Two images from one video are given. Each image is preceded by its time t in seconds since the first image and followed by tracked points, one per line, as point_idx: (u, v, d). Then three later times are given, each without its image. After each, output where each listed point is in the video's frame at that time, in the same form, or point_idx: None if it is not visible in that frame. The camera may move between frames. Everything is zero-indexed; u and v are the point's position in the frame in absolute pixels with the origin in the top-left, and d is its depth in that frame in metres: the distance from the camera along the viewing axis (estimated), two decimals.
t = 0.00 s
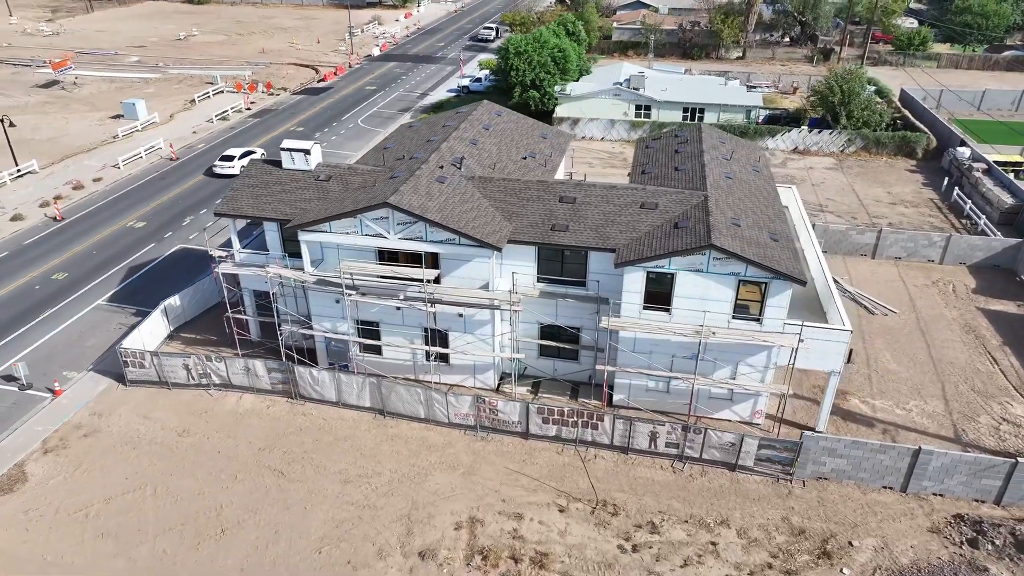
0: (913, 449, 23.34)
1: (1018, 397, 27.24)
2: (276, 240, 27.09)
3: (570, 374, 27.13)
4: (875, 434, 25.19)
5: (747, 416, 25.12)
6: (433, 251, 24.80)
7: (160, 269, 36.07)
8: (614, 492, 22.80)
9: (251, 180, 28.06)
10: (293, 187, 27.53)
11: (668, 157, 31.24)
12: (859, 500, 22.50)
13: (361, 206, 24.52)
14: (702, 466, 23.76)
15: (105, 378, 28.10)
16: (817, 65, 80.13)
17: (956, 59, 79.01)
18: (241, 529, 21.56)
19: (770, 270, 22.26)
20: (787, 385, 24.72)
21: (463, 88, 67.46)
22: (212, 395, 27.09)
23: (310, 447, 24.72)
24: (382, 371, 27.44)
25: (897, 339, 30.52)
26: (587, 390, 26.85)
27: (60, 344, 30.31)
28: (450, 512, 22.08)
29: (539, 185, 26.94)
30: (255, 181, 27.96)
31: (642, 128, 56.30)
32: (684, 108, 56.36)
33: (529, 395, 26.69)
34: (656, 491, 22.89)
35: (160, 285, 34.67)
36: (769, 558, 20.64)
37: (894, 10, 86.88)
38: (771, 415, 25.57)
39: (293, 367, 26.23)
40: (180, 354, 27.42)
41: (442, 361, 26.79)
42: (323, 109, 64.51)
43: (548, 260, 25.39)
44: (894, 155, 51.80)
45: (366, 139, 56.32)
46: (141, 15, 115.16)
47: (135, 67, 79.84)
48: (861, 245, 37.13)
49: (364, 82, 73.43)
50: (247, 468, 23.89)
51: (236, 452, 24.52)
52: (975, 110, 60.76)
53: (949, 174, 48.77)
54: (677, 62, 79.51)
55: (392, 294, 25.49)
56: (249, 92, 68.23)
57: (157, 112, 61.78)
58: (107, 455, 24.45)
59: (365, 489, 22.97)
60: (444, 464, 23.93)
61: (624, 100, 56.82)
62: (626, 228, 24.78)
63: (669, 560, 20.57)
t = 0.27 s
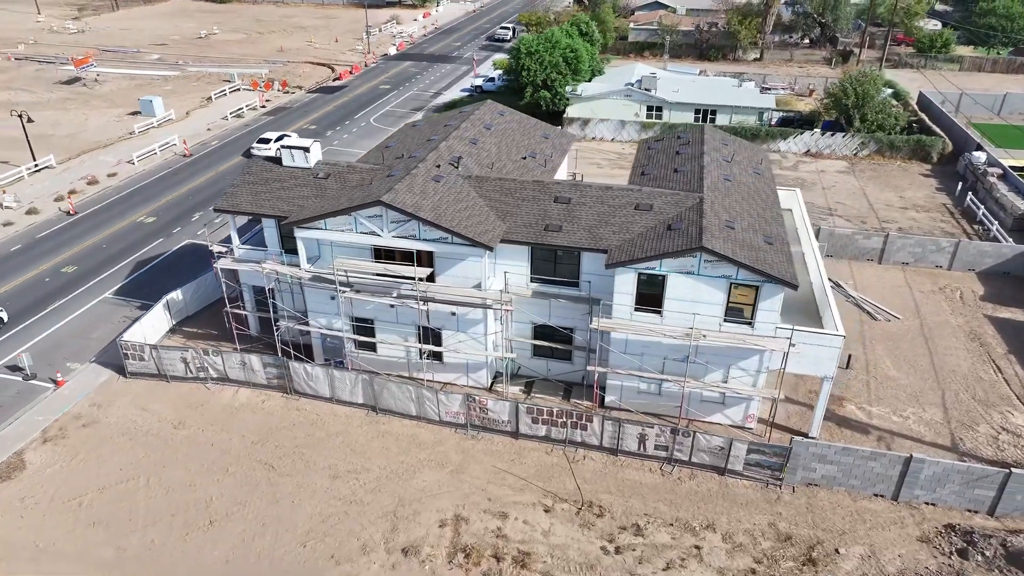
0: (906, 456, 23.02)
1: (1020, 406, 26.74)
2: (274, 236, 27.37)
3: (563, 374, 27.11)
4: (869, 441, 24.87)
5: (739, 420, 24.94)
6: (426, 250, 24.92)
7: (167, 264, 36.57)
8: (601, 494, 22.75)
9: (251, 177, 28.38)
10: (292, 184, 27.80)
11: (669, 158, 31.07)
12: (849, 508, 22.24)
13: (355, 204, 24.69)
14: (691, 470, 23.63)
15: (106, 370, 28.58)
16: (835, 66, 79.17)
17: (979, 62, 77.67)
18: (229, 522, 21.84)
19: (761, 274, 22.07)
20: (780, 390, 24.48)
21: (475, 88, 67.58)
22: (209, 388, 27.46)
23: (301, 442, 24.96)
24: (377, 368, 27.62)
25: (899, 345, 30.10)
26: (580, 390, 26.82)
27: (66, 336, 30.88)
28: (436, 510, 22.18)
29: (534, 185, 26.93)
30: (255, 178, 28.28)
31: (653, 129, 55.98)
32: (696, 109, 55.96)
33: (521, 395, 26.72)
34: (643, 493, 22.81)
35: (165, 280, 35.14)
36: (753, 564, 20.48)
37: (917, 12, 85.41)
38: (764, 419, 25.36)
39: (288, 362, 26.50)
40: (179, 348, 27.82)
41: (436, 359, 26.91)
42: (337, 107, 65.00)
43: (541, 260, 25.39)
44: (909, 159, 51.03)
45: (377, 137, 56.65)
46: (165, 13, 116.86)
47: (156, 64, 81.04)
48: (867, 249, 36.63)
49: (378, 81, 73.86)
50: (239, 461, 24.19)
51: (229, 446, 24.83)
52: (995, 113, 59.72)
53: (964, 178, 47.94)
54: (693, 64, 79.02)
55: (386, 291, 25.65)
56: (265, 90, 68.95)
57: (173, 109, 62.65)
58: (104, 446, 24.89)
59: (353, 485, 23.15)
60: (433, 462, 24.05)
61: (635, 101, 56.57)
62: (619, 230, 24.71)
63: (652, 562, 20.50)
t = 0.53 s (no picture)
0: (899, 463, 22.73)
1: (1022, 415, 26.25)
2: (272, 232, 27.70)
3: (557, 374, 27.11)
4: (863, 447, 24.59)
5: (731, 423, 24.79)
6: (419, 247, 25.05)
7: (174, 259, 37.09)
8: (588, 494, 22.74)
9: (252, 173, 28.75)
10: (292, 181, 28.11)
11: (669, 159, 30.93)
12: (837, 514, 22.02)
13: (350, 201, 24.90)
14: (680, 472, 23.53)
15: (108, 362, 29.09)
16: (854, 68, 78.19)
17: (1002, 65, 76.24)
18: (219, 513, 22.17)
19: (751, 276, 21.92)
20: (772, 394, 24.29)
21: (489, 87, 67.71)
22: (207, 382, 27.86)
23: (294, 436, 25.24)
24: (372, 364, 27.82)
25: (899, 351, 29.71)
26: (573, 390, 26.81)
27: (72, 328, 31.48)
28: (422, 506, 22.32)
29: (530, 184, 26.97)
30: (256, 174, 28.65)
31: (664, 130, 55.63)
32: (707, 110, 55.57)
33: (514, 393, 26.77)
34: (630, 494, 22.77)
35: (172, 274, 35.67)
36: (736, 567, 20.36)
37: (940, 13, 83.99)
38: (757, 423, 25.17)
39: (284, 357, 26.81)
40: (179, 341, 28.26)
41: (430, 356, 27.04)
42: (351, 105, 65.51)
43: (535, 259, 25.42)
44: (923, 163, 50.28)
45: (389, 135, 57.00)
46: (189, 12, 118.53)
47: (176, 62, 82.24)
48: (874, 254, 36.19)
49: (393, 80, 74.29)
50: (232, 453, 24.54)
51: (223, 438, 25.18)
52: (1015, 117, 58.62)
53: (979, 183, 47.12)
54: (709, 65, 78.54)
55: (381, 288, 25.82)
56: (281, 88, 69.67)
57: (190, 106, 63.55)
58: (102, 435, 25.37)
59: (342, 479, 23.37)
60: (423, 458, 24.19)
61: (646, 102, 56.33)
62: (612, 230, 24.67)
63: (634, 563, 20.46)
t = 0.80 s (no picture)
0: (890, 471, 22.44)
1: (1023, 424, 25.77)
2: (272, 229, 28.02)
3: (550, 374, 27.14)
4: (856, 454, 24.31)
5: (722, 427, 24.64)
6: (413, 245, 25.20)
7: (182, 254, 37.65)
8: (574, 494, 22.72)
9: (253, 170, 29.10)
10: (291, 178, 28.41)
11: (670, 160, 30.82)
12: (826, 520, 21.79)
13: (346, 198, 25.11)
14: (668, 474, 23.44)
15: (111, 354, 29.63)
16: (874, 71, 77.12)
17: None
18: (209, 504, 22.50)
19: (742, 279, 21.77)
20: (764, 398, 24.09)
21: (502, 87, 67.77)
22: (206, 375, 28.26)
23: (287, 430, 25.52)
24: (368, 361, 28.03)
25: (901, 357, 29.31)
26: (566, 390, 26.81)
27: (79, 319, 32.12)
28: (408, 502, 22.46)
29: (527, 184, 27.01)
30: (257, 171, 28.98)
31: (675, 131, 55.27)
32: (720, 112, 55.12)
33: (507, 392, 26.82)
34: (617, 495, 22.72)
35: (179, 269, 36.23)
36: (719, 572, 20.23)
37: (964, 15, 82.55)
38: (749, 427, 24.98)
39: (280, 352, 27.12)
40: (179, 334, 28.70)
41: (424, 354, 27.19)
42: (365, 104, 65.97)
43: (528, 259, 25.45)
44: (938, 167, 49.49)
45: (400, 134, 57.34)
46: (212, 10, 120.07)
47: (196, 60, 83.36)
48: (880, 259, 35.72)
49: (408, 79, 74.70)
50: (226, 446, 24.87)
51: (218, 431, 25.54)
52: None
53: (995, 188, 46.30)
54: (725, 67, 77.98)
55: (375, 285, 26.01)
56: (296, 86, 70.31)
57: (207, 104, 64.42)
58: (101, 426, 25.85)
59: (332, 474, 23.58)
60: (412, 455, 24.34)
61: (657, 103, 56.00)
62: (606, 231, 24.64)
63: (617, 564, 20.42)
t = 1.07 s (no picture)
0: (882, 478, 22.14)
1: None
2: (271, 225, 28.34)
3: (545, 373, 27.14)
4: (850, 460, 24.01)
5: (714, 430, 24.47)
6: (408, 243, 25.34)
7: (189, 249, 38.19)
8: (561, 494, 22.70)
9: (255, 167, 29.44)
10: (292, 175, 28.71)
11: (671, 161, 30.67)
12: (814, 527, 21.55)
13: (341, 195, 25.32)
14: (657, 476, 23.34)
15: (115, 346, 30.18)
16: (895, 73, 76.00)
17: None
18: (200, 495, 22.83)
19: (732, 282, 21.58)
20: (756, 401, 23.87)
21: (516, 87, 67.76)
22: (205, 368, 28.67)
23: (280, 424, 25.80)
24: (364, 357, 28.24)
25: (902, 364, 28.89)
26: (559, 390, 26.79)
27: (86, 311, 32.75)
28: (396, 498, 22.61)
29: (523, 183, 27.03)
30: (259, 168, 29.33)
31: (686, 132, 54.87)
32: (732, 113, 54.62)
33: (501, 391, 26.87)
34: (604, 496, 22.66)
35: (186, 263, 36.76)
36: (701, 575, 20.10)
37: (989, 17, 80.99)
38: (742, 431, 24.80)
39: (277, 347, 27.42)
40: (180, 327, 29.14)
41: (419, 351, 27.34)
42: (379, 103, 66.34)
43: (522, 258, 25.47)
44: (953, 171, 48.70)
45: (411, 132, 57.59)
46: (235, 9, 121.51)
47: (216, 58, 84.46)
48: (887, 263, 35.25)
49: (423, 78, 75.09)
50: (220, 438, 25.21)
51: (213, 424, 25.89)
52: None
53: (1011, 193, 45.45)
54: (742, 68, 77.36)
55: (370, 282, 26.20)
56: (312, 84, 70.97)
57: (223, 102, 65.26)
58: (101, 416, 26.34)
59: (322, 468, 23.80)
60: (403, 451, 24.48)
61: (670, 104, 55.62)
62: (599, 231, 24.58)
63: (599, 565, 20.38)
